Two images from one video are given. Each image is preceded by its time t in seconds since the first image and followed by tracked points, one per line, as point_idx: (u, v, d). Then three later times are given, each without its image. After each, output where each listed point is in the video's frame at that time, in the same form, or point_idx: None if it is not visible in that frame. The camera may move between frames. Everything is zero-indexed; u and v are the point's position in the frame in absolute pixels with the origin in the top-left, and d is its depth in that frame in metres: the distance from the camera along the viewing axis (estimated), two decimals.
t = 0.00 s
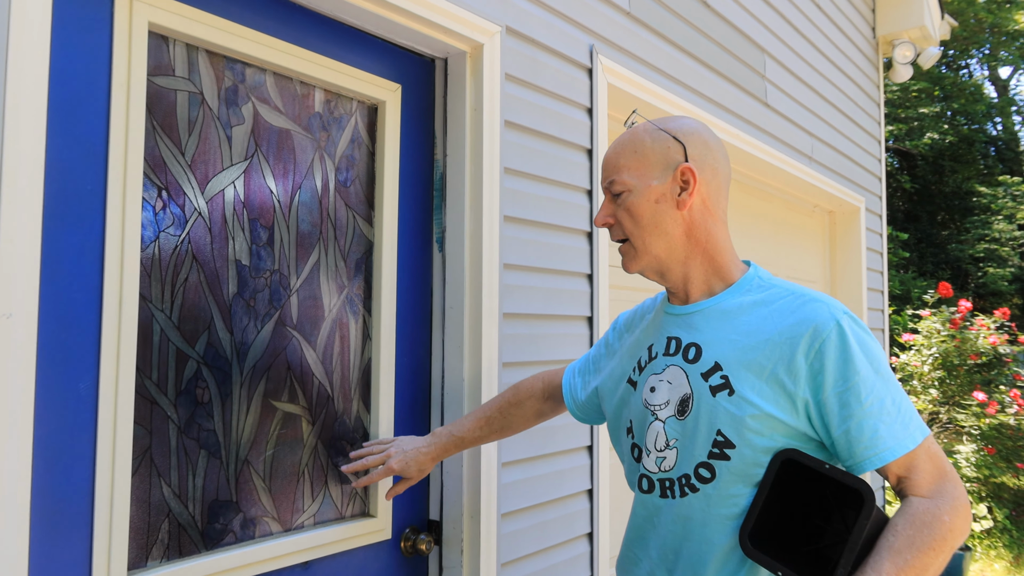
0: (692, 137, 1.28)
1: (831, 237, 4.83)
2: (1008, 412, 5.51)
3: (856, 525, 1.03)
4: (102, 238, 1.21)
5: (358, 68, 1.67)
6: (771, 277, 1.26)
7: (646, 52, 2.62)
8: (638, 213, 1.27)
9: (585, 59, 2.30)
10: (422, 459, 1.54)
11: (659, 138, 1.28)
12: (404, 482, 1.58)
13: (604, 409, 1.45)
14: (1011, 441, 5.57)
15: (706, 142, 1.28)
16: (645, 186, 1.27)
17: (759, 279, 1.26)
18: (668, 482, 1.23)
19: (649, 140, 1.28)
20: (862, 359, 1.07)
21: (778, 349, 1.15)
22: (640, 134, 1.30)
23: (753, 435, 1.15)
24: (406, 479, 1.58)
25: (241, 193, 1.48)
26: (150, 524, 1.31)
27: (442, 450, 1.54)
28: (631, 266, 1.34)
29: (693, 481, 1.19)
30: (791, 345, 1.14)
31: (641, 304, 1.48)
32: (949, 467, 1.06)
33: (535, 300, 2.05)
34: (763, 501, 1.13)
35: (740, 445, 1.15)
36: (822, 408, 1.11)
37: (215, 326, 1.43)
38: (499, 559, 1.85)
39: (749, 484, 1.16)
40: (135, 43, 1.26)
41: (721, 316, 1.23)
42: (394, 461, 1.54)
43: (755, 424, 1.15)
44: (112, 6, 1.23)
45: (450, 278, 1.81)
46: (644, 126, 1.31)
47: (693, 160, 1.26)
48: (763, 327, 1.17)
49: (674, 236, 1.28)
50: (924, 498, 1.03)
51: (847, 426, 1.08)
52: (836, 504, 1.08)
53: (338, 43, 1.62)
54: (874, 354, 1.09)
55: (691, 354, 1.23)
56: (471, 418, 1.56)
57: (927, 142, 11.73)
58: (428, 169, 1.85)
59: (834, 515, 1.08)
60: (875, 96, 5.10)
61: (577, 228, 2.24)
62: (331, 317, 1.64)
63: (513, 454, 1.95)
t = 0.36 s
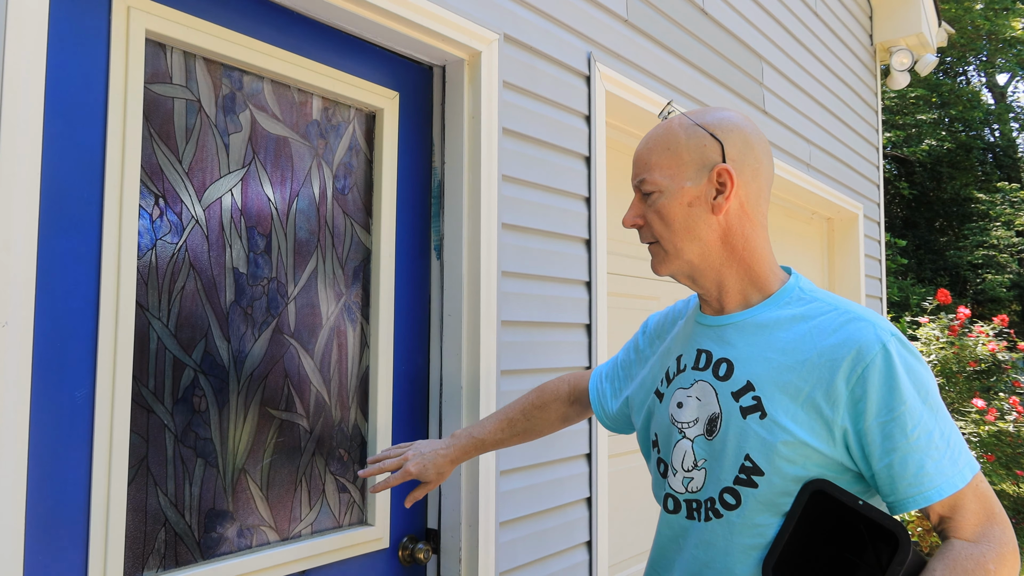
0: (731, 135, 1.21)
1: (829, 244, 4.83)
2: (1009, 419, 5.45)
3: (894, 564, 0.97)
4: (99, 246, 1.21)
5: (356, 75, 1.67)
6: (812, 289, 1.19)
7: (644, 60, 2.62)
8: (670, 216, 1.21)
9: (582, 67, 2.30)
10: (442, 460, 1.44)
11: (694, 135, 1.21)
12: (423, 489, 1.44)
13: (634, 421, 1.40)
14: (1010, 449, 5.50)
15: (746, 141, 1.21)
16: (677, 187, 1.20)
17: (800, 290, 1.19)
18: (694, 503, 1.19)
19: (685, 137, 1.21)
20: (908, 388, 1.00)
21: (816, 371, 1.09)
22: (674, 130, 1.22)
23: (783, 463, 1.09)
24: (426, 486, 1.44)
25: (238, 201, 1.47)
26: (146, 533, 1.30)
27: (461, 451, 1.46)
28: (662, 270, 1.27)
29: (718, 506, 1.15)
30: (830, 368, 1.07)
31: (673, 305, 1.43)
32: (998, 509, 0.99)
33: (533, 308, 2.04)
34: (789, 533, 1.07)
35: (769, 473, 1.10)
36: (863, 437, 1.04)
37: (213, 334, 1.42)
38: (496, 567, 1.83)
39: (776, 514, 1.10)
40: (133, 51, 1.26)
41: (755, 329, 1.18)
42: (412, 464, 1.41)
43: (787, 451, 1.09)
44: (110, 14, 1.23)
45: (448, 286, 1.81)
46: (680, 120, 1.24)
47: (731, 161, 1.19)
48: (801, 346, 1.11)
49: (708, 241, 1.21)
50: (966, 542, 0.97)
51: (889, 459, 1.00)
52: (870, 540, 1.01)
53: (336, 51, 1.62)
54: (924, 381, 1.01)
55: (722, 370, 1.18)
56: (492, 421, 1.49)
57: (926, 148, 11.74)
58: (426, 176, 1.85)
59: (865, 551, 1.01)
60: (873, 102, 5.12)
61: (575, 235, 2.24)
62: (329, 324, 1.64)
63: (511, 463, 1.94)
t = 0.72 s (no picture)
0: (732, 137, 1.21)
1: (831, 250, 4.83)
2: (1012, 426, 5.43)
3: None
4: (101, 252, 1.22)
5: (358, 82, 1.67)
6: (814, 295, 1.19)
7: (645, 66, 2.63)
8: (669, 219, 1.21)
9: (584, 74, 2.31)
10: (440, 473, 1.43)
11: (694, 137, 1.21)
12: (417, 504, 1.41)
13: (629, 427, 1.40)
14: (1014, 455, 5.48)
15: (747, 143, 1.21)
16: (677, 190, 1.20)
17: (801, 296, 1.19)
18: (686, 511, 1.18)
19: (685, 139, 1.21)
20: (909, 399, 1.00)
21: (815, 380, 1.09)
22: (674, 132, 1.22)
23: (780, 473, 1.09)
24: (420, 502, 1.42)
25: (240, 207, 1.48)
26: (147, 540, 1.30)
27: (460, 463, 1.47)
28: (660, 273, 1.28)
29: (711, 515, 1.14)
30: (830, 377, 1.07)
31: (672, 311, 1.43)
32: (1000, 525, 0.99)
33: (535, 314, 2.04)
34: (785, 544, 1.06)
35: (765, 483, 1.10)
36: (862, 449, 1.04)
37: (214, 340, 1.42)
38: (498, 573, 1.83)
39: (773, 525, 1.10)
40: (135, 59, 1.27)
41: (755, 336, 1.17)
42: (409, 478, 1.41)
43: (784, 461, 1.09)
44: (112, 22, 1.23)
45: (450, 293, 1.81)
46: (681, 121, 1.24)
47: (732, 163, 1.19)
48: (802, 354, 1.11)
49: (707, 245, 1.21)
50: (966, 558, 0.97)
51: (888, 472, 1.00)
52: (868, 553, 1.01)
53: (337, 59, 1.63)
54: (925, 393, 1.01)
55: (719, 376, 1.18)
56: (491, 431, 1.49)
57: (927, 155, 11.74)
58: (428, 183, 1.85)
59: (863, 564, 1.02)
60: (875, 109, 5.12)
61: (576, 242, 2.24)
62: (330, 330, 1.64)
63: (513, 470, 1.94)
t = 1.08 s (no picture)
0: (731, 136, 1.20)
1: (838, 251, 4.81)
2: (1021, 428, 5.39)
3: None
4: (107, 254, 1.21)
5: (364, 83, 1.67)
6: (809, 295, 1.19)
7: (650, 67, 2.62)
8: (665, 216, 1.20)
9: (590, 75, 2.30)
10: (431, 471, 1.45)
11: (692, 134, 1.20)
12: (402, 499, 1.45)
13: (624, 431, 1.39)
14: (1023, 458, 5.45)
15: (746, 143, 1.21)
16: (673, 187, 1.19)
17: (796, 296, 1.19)
18: (683, 513, 1.17)
19: (684, 137, 1.20)
20: (906, 399, 1.00)
21: (812, 380, 1.08)
22: (672, 129, 1.22)
23: (778, 474, 1.08)
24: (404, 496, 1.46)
25: (247, 209, 1.48)
26: (154, 541, 1.30)
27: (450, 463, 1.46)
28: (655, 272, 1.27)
29: (708, 517, 1.13)
30: (827, 377, 1.07)
31: (665, 313, 1.42)
32: (995, 525, 1.00)
33: (541, 315, 2.03)
34: (781, 546, 1.06)
35: (763, 484, 1.09)
36: (859, 448, 1.04)
37: (220, 341, 1.42)
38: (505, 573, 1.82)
39: (769, 526, 1.09)
40: (142, 60, 1.27)
41: (751, 336, 1.17)
42: (399, 470, 1.45)
43: (782, 462, 1.08)
44: (118, 23, 1.24)
45: (456, 293, 1.80)
46: (679, 118, 1.23)
47: (731, 162, 1.18)
48: (798, 354, 1.11)
49: (703, 244, 1.20)
50: (963, 559, 0.97)
51: (886, 471, 1.01)
52: (863, 553, 1.00)
53: (344, 60, 1.63)
54: (921, 392, 1.02)
55: (715, 377, 1.16)
56: (484, 435, 1.49)
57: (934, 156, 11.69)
58: (433, 184, 1.85)
59: (858, 564, 1.01)
60: (881, 110, 5.10)
61: (583, 243, 2.24)
62: (336, 329, 1.64)
63: (520, 471, 1.93)
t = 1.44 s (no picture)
0: (749, 134, 1.20)
1: (847, 251, 4.78)
2: None
3: None
4: (119, 254, 1.22)
5: (373, 84, 1.68)
6: (819, 295, 1.18)
7: (658, 66, 2.62)
8: (679, 210, 1.20)
9: (598, 75, 2.30)
10: (424, 373, 1.52)
11: (710, 130, 1.20)
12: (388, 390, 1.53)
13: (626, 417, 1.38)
14: None
15: (764, 142, 1.20)
16: (689, 182, 1.19)
17: (807, 296, 1.18)
18: (690, 511, 1.16)
19: (702, 131, 1.20)
20: (916, 401, 1.00)
21: (821, 380, 1.08)
22: (690, 123, 1.22)
23: (786, 473, 1.08)
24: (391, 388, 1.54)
25: (257, 209, 1.48)
26: (165, 540, 1.31)
27: (442, 379, 1.53)
28: (664, 266, 1.27)
29: (716, 515, 1.13)
30: (836, 378, 1.07)
31: (674, 305, 1.42)
32: (1005, 527, 1.00)
33: (550, 315, 2.04)
34: (792, 546, 1.06)
35: (771, 483, 1.09)
36: (868, 450, 1.04)
37: (232, 341, 1.43)
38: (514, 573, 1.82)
39: (778, 525, 1.09)
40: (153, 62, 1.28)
41: (760, 335, 1.16)
42: (395, 361, 1.54)
43: (790, 461, 1.08)
44: (130, 26, 1.25)
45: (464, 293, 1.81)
46: (698, 112, 1.23)
47: (748, 160, 1.18)
48: (808, 354, 1.11)
49: (716, 240, 1.20)
50: (973, 560, 0.98)
51: (895, 473, 1.01)
52: (872, 554, 1.03)
53: (353, 61, 1.64)
54: (931, 395, 1.02)
55: (724, 376, 1.16)
56: (483, 363, 1.57)
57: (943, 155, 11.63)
58: (442, 184, 1.85)
59: (866, 565, 1.03)
60: (890, 109, 5.07)
61: (591, 242, 2.23)
62: (345, 329, 1.64)
63: (528, 471, 1.93)
